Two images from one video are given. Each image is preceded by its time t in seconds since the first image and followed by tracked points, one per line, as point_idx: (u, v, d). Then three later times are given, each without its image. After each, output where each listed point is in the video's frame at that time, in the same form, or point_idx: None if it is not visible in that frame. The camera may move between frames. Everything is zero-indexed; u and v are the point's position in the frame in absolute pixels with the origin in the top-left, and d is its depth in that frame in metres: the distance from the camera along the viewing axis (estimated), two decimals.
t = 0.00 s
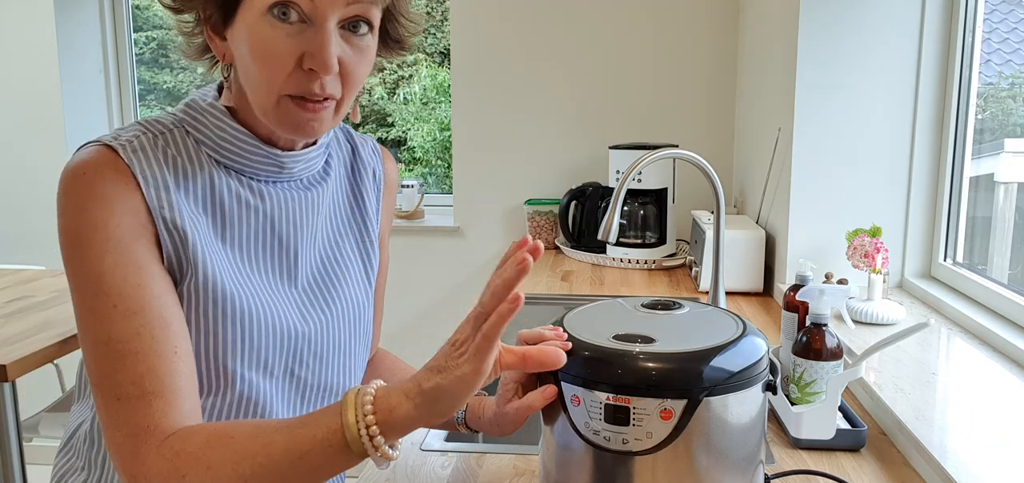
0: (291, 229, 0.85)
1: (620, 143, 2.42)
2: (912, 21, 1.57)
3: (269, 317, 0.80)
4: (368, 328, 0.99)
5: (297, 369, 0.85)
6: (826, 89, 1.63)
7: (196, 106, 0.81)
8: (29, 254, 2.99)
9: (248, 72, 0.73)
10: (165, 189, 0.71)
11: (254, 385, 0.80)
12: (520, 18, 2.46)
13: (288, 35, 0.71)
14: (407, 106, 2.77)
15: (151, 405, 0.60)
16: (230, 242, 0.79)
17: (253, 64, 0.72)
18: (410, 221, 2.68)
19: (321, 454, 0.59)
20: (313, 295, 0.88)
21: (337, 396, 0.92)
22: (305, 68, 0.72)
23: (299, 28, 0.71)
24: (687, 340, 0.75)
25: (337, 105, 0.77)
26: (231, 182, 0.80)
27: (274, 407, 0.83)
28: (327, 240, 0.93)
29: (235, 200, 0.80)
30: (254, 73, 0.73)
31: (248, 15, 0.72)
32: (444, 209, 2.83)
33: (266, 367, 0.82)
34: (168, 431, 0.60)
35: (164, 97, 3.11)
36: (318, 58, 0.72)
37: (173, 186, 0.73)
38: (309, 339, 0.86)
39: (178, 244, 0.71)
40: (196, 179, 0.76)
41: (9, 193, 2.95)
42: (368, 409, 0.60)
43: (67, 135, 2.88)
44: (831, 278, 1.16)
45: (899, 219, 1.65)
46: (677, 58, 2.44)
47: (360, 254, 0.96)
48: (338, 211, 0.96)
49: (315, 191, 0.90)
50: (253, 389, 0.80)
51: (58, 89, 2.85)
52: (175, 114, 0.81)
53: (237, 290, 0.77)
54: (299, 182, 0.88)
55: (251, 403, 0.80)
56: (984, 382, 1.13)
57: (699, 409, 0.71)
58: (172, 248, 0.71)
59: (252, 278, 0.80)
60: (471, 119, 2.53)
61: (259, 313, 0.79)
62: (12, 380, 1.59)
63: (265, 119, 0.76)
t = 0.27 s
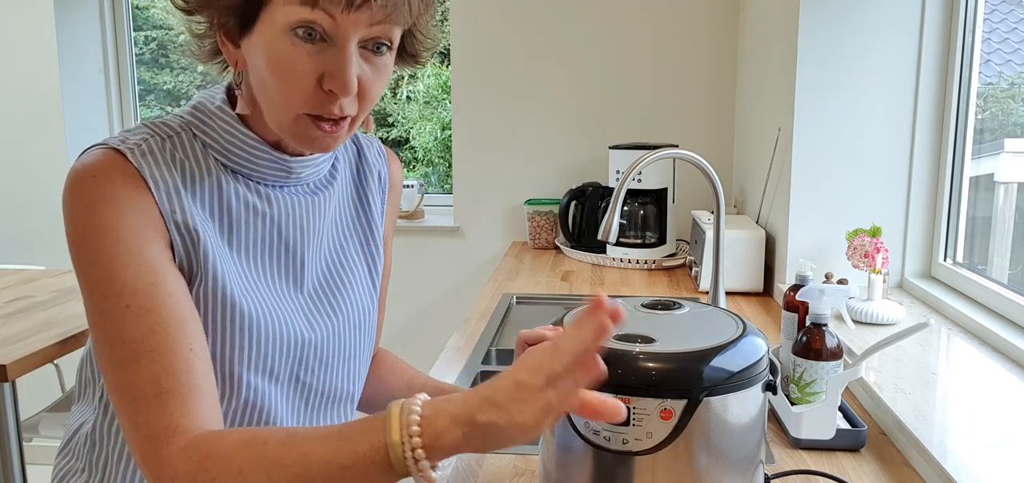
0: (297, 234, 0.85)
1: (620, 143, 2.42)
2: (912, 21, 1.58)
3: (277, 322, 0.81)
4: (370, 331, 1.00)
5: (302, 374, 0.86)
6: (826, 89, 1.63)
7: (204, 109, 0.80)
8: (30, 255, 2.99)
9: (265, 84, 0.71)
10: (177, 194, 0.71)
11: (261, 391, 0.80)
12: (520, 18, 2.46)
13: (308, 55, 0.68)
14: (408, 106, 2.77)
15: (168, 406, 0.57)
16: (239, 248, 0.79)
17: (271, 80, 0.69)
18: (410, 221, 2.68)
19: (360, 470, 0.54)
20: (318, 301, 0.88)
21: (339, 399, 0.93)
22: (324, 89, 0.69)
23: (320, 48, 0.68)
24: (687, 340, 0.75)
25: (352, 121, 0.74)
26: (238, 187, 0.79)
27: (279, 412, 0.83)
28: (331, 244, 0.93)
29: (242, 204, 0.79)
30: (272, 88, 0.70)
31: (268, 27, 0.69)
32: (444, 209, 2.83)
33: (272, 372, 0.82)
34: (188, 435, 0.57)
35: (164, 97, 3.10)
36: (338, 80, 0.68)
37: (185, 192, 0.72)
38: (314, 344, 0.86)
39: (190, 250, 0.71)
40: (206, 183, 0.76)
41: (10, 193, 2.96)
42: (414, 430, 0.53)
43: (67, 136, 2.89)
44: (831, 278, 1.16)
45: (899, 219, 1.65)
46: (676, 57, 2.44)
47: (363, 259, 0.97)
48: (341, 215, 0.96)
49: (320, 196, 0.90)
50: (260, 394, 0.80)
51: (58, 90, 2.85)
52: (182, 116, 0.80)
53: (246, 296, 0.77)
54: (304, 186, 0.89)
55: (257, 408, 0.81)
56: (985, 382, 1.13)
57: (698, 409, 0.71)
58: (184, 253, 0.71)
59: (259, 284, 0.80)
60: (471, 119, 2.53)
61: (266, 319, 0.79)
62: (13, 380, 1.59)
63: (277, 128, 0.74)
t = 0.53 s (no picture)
0: (301, 236, 0.86)
1: (620, 143, 2.42)
2: (912, 21, 1.57)
3: (280, 325, 0.81)
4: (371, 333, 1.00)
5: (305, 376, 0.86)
6: (826, 89, 1.63)
7: (210, 108, 0.81)
8: (30, 255, 2.99)
9: (284, 108, 0.71)
10: (183, 194, 0.72)
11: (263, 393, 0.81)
12: (521, 18, 2.46)
13: (324, 76, 0.68)
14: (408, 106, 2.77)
15: (161, 399, 0.61)
16: (242, 249, 0.80)
17: (290, 104, 0.70)
18: (410, 221, 2.68)
19: (343, 405, 0.64)
20: (320, 303, 0.89)
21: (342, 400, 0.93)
22: (344, 108, 0.69)
23: (334, 67, 0.68)
24: (687, 340, 0.75)
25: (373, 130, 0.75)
26: (243, 188, 0.80)
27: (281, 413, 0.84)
28: (335, 246, 0.93)
29: (247, 206, 0.80)
30: (292, 111, 0.70)
31: (278, 51, 0.68)
32: (444, 209, 2.83)
33: (275, 374, 0.82)
34: (177, 422, 0.61)
35: (164, 97, 3.11)
36: (357, 98, 0.68)
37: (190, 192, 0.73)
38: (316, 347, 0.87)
39: (195, 250, 0.72)
40: (212, 184, 0.76)
41: (10, 193, 2.96)
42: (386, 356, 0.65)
43: (67, 135, 2.89)
44: (831, 278, 1.16)
45: (899, 219, 1.65)
46: (676, 57, 2.44)
47: (367, 261, 0.97)
48: (345, 217, 0.96)
49: (324, 197, 0.90)
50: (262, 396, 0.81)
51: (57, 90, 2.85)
52: (188, 115, 0.80)
53: (249, 298, 0.78)
54: (309, 188, 0.89)
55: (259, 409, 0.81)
56: (985, 382, 1.13)
57: (698, 409, 0.71)
58: (189, 253, 0.72)
59: (263, 286, 0.81)
60: (471, 118, 2.53)
61: (270, 320, 0.80)
62: (12, 380, 1.59)
63: (301, 147, 0.74)
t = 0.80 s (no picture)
0: (292, 233, 0.86)
1: (620, 143, 2.42)
2: (913, 21, 1.57)
3: (269, 323, 0.81)
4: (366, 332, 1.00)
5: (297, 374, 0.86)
6: (826, 89, 1.63)
7: (200, 107, 0.81)
8: (30, 255, 2.99)
9: (257, 84, 0.74)
10: (168, 192, 0.72)
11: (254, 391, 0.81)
12: (521, 18, 2.46)
13: (294, 47, 0.72)
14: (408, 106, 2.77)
15: (93, 407, 0.62)
16: (231, 246, 0.80)
17: (263, 79, 0.73)
18: (410, 222, 2.68)
19: (245, 428, 0.63)
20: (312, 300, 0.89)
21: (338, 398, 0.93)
22: (313, 80, 0.72)
23: (305, 39, 0.72)
24: (687, 340, 0.75)
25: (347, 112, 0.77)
26: (232, 186, 0.80)
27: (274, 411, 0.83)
28: (328, 243, 0.93)
29: (236, 203, 0.80)
30: (264, 86, 0.73)
31: (253, 28, 0.73)
32: (444, 209, 2.83)
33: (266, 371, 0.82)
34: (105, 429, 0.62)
35: (164, 98, 3.11)
36: (325, 69, 0.72)
37: (176, 189, 0.73)
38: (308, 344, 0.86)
39: (179, 247, 0.72)
40: (199, 181, 0.77)
41: (10, 193, 2.96)
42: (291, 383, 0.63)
43: (67, 135, 2.89)
44: (831, 278, 1.16)
45: (899, 219, 1.65)
46: (677, 57, 2.44)
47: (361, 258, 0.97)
48: (338, 214, 0.96)
49: (317, 194, 0.90)
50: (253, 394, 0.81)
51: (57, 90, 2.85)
52: (178, 114, 0.81)
53: (237, 296, 0.78)
54: (301, 185, 0.88)
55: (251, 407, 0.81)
56: (985, 382, 1.13)
57: (699, 409, 0.71)
58: (172, 251, 0.72)
59: (252, 283, 0.81)
60: (470, 118, 2.53)
61: (259, 317, 0.80)
62: (13, 380, 1.59)
63: (275, 130, 0.77)
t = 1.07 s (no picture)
0: (280, 235, 0.84)
1: (620, 143, 2.42)
2: (913, 21, 1.57)
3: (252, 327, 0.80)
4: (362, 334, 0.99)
5: (285, 379, 0.85)
6: (825, 89, 1.63)
7: (184, 109, 0.81)
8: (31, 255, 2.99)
9: (221, 62, 0.75)
10: (145, 196, 0.72)
11: (239, 396, 0.80)
12: (521, 18, 2.46)
13: (255, 20, 0.73)
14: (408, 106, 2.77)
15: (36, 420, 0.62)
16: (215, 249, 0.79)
17: (225, 54, 0.74)
18: (410, 222, 2.68)
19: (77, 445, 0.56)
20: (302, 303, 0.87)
21: (331, 402, 0.92)
22: (270, 53, 0.72)
23: (266, 13, 0.73)
24: (687, 340, 0.75)
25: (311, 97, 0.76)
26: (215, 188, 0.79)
27: (261, 416, 0.82)
28: (320, 245, 0.92)
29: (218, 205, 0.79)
30: (227, 63, 0.74)
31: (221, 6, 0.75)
32: (444, 209, 2.83)
33: (251, 376, 0.81)
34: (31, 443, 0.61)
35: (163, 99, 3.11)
36: (282, 40, 0.72)
37: (154, 193, 0.74)
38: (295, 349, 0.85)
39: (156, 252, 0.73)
40: (179, 184, 0.77)
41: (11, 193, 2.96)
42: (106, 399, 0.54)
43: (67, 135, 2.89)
44: (831, 278, 1.16)
45: (898, 219, 1.65)
46: (677, 57, 2.44)
47: (355, 260, 0.95)
48: (332, 215, 0.94)
49: (309, 195, 0.88)
50: (238, 400, 0.80)
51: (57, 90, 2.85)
52: (164, 116, 0.81)
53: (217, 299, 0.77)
54: (291, 186, 0.87)
55: (236, 413, 0.80)
56: (985, 382, 1.13)
57: (699, 409, 0.71)
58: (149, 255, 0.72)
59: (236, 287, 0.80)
60: (471, 118, 2.53)
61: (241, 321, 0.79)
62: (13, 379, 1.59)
63: (241, 116, 0.76)
